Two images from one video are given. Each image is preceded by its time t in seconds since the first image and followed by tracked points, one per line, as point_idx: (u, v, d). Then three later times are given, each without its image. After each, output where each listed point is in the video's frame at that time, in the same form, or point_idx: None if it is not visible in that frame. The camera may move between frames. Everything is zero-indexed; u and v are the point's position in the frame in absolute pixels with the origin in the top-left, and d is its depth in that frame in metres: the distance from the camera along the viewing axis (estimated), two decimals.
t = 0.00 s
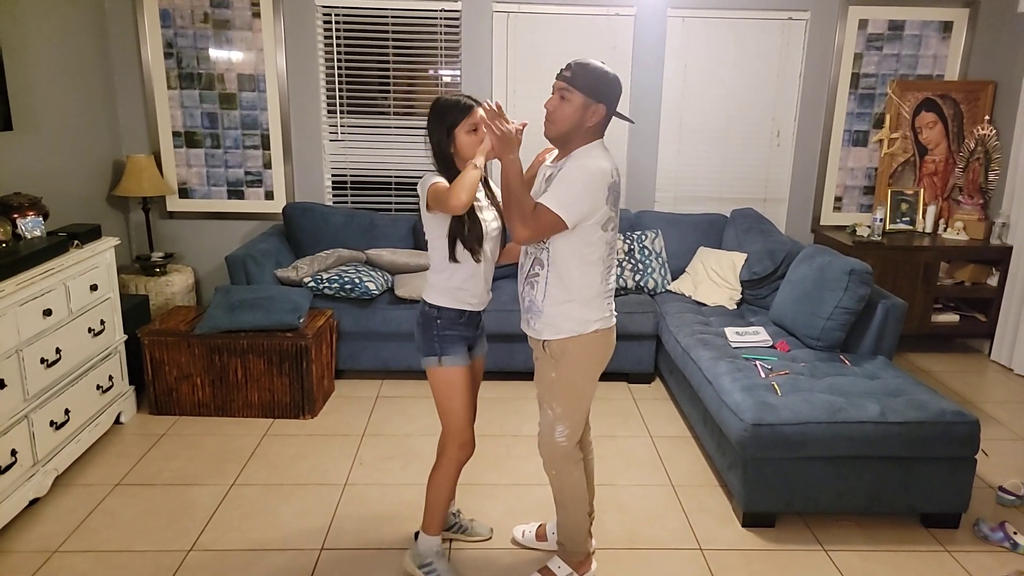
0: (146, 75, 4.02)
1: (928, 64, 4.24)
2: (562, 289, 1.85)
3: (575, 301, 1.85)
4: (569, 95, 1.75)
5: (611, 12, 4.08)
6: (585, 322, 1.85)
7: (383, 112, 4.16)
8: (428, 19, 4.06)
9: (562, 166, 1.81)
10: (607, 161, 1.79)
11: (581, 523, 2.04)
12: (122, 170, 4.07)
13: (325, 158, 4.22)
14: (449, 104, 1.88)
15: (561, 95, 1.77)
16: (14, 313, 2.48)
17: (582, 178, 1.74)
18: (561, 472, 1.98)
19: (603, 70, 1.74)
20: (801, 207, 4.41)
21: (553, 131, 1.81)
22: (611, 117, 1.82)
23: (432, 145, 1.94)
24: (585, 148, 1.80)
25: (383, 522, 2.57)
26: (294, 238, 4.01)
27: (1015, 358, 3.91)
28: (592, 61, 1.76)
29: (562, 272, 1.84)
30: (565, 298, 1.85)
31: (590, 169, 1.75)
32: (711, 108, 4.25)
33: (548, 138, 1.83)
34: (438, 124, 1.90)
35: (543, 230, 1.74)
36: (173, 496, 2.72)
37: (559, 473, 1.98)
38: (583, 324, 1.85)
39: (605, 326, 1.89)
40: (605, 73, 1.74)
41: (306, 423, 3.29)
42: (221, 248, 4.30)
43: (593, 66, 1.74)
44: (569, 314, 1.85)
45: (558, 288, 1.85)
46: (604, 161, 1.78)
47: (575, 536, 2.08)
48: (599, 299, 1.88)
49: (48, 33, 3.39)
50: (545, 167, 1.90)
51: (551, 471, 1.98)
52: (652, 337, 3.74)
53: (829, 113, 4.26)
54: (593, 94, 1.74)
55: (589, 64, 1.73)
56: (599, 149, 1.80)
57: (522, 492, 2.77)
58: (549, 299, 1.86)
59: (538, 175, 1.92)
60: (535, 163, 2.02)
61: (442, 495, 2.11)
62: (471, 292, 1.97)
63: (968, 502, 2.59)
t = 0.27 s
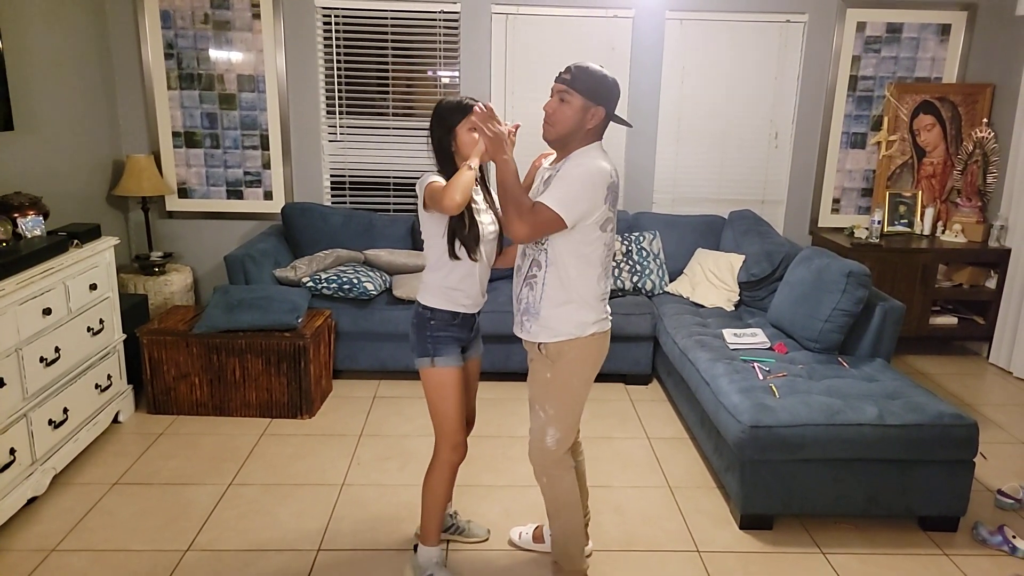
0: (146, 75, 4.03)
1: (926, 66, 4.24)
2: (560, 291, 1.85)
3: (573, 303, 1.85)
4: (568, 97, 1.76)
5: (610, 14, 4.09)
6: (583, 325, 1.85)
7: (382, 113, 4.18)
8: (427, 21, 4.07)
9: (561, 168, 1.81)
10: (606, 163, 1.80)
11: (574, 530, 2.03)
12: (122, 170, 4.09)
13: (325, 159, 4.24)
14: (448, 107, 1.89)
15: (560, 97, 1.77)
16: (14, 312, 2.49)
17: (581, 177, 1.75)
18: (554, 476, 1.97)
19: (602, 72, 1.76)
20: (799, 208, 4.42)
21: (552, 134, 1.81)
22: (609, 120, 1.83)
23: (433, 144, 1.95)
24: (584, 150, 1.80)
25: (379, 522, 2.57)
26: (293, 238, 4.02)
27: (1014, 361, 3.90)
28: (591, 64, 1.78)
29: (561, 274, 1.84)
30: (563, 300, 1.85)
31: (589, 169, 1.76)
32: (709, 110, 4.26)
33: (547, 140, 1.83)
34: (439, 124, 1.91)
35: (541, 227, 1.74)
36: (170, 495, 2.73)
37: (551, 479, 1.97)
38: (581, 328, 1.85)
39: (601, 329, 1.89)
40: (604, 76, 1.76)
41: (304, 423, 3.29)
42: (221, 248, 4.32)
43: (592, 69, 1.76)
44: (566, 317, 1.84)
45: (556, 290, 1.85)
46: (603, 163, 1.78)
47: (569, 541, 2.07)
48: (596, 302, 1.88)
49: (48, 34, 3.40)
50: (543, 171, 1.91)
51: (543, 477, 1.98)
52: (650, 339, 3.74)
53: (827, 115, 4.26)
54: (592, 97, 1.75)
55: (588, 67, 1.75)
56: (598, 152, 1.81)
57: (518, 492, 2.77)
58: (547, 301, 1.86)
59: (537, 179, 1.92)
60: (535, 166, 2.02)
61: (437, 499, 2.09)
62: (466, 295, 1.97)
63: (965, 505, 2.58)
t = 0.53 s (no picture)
0: (149, 75, 4.04)
1: (928, 70, 4.24)
2: (553, 306, 1.80)
3: (566, 320, 1.80)
4: (562, 103, 1.73)
5: (612, 16, 4.09)
6: (576, 343, 1.81)
7: (384, 113, 4.18)
8: (429, 21, 4.07)
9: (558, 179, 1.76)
10: (602, 171, 1.76)
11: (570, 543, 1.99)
12: (124, 169, 4.10)
13: (327, 159, 4.24)
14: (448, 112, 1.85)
15: (553, 105, 1.75)
16: (16, 310, 2.49)
17: (581, 189, 1.68)
18: (550, 498, 1.94)
19: (595, 78, 1.74)
20: (800, 211, 4.42)
21: (547, 142, 1.78)
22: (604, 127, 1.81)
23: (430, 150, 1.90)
24: (581, 157, 1.76)
25: (379, 523, 2.57)
26: (295, 238, 4.02)
27: (1015, 365, 3.90)
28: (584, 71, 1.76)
29: (553, 289, 1.79)
30: (555, 316, 1.80)
31: (588, 179, 1.70)
32: (711, 112, 4.26)
33: (542, 150, 1.80)
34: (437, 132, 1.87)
35: (552, 248, 1.64)
36: (171, 494, 2.73)
37: (546, 503, 1.94)
38: (574, 346, 1.81)
39: (595, 347, 1.85)
40: (597, 81, 1.74)
41: (304, 423, 3.29)
42: (222, 248, 4.32)
43: (585, 74, 1.73)
44: (558, 334, 1.80)
45: (549, 306, 1.80)
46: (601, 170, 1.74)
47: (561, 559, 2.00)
48: (591, 318, 1.83)
49: (52, 34, 3.41)
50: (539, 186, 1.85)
51: (538, 501, 1.95)
52: (651, 341, 3.74)
53: (829, 118, 4.26)
54: (587, 102, 1.72)
55: (581, 72, 1.72)
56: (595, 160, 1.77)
57: (518, 494, 2.77)
58: (538, 317, 1.81)
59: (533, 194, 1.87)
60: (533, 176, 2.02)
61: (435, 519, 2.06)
62: (464, 308, 1.96)
63: (966, 509, 2.58)
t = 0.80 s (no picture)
0: (148, 74, 4.03)
1: (928, 70, 4.24)
2: (545, 323, 1.79)
3: (558, 337, 1.80)
4: (552, 103, 1.72)
5: (612, 15, 4.09)
6: (569, 360, 1.80)
7: (383, 113, 4.17)
8: (429, 20, 4.07)
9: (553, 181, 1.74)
10: (597, 171, 1.74)
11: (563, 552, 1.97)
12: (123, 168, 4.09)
13: (326, 158, 4.23)
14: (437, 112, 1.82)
15: (544, 105, 1.74)
16: (15, 310, 2.48)
17: (578, 194, 1.66)
18: (539, 520, 1.93)
19: (587, 77, 1.73)
20: (800, 210, 4.42)
21: (539, 144, 1.77)
22: (597, 127, 1.80)
23: (421, 155, 1.87)
24: (574, 161, 1.76)
25: (379, 523, 2.57)
26: (294, 238, 4.02)
27: (1015, 364, 3.91)
28: (574, 69, 1.75)
29: (545, 305, 1.78)
30: (547, 333, 1.79)
31: (585, 182, 1.69)
32: (711, 112, 4.26)
33: (536, 153, 1.79)
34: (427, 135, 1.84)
35: (552, 253, 1.61)
36: (171, 494, 2.72)
37: (536, 524, 1.93)
38: (567, 364, 1.81)
39: (588, 366, 1.84)
40: (588, 79, 1.72)
41: (304, 424, 3.29)
42: (221, 247, 4.31)
43: (575, 73, 1.72)
44: (551, 353, 1.80)
45: (542, 323, 1.79)
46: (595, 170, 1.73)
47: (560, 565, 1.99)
48: (586, 337, 1.82)
49: (51, 33, 3.40)
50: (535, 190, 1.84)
51: (527, 521, 1.94)
52: (651, 340, 3.74)
53: (829, 118, 4.26)
54: (578, 101, 1.71)
55: (571, 71, 1.71)
56: (588, 160, 1.76)
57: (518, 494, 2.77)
58: (530, 333, 1.81)
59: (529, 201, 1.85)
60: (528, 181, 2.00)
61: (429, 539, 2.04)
62: (461, 321, 1.93)
63: (966, 507, 2.58)
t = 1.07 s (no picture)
0: (148, 74, 4.03)
1: (927, 70, 4.24)
2: (546, 323, 1.78)
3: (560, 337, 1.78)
4: (551, 95, 1.71)
5: (612, 15, 4.09)
6: (572, 360, 1.79)
7: (383, 112, 4.18)
8: (428, 20, 4.07)
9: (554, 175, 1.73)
10: (598, 165, 1.73)
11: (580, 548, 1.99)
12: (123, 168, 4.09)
13: (326, 158, 4.23)
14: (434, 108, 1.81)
15: (543, 96, 1.73)
16: (15, 309, 2.49)
17: (581, 189, 1.64)
18: (560, 519, 1.95)
19: (587, 68, 1.72)
20: (799, 209, 4.42)
21: (537, 136, 1.77)
22: (598, 120, 1.79)
23: (417, 156, 1.87)
24: (576, 153, 1.75)
25: (378, 523, 2.57)
26: (294, 238, 4.02)
27: (1014, 364, 3.91)
28: (574, 61, 1.74)
29: (546, 306, 1.77)
30: (549, 333, 1.78)
31: (587, 177, 1.67)
32: (711, 112, 4.26)
33: (535, 145, 1.78)
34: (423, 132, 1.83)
35: (558, 245, 1.57)
36: (170, 493, 2.73)
37: (557, 524, 1.95)
38: (571, 364, 1.79)
39: (594, 365, 1.83)
40: (588, 71, 1.72)
41: (303, 423, 3.29)
42: (221, 247, 4.31)
43: (575, 65, 1.71)
44: (556, 354, 1.78)
45: (543, 324, 1.78)
46: (596, 163, 1.71)
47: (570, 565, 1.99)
48: (590, 335, 1.80)
49: (52, 33, 3.41)
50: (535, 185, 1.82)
51: (549, 521, 1.95)
52: (650, 340, 3.74)
53: (828, 118, 4.26)
54: (577, 93, 1.71)
55: (570, 63, 1.71)
56: (587, 153, 1.75)
57: (518, 493, 2.77)
58: (531, 334, 1.79)
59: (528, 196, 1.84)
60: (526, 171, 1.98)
61: (423, 543, 2.05)
62: (461, 323, 1.92)
63: (965, 508, 2.58)
